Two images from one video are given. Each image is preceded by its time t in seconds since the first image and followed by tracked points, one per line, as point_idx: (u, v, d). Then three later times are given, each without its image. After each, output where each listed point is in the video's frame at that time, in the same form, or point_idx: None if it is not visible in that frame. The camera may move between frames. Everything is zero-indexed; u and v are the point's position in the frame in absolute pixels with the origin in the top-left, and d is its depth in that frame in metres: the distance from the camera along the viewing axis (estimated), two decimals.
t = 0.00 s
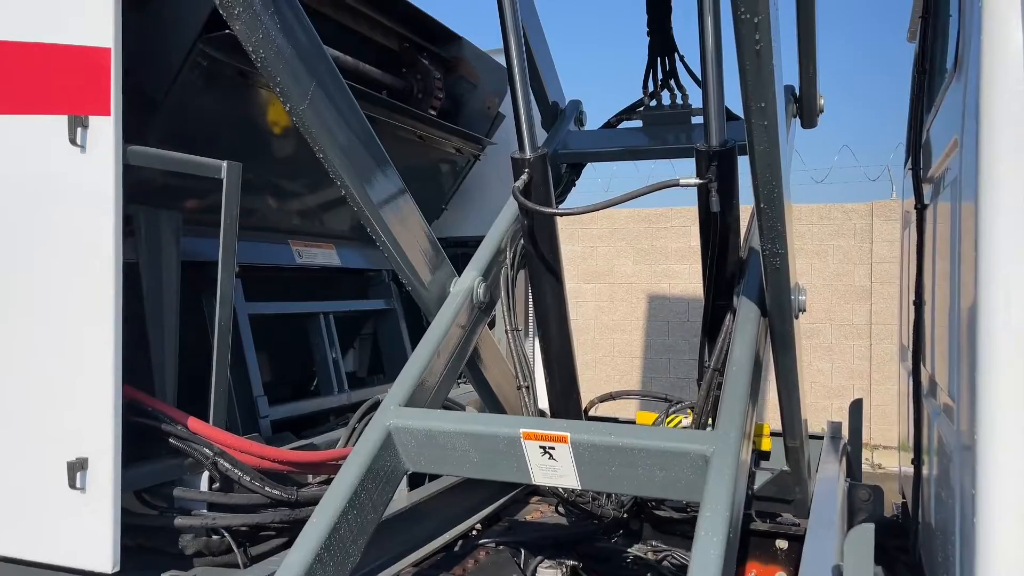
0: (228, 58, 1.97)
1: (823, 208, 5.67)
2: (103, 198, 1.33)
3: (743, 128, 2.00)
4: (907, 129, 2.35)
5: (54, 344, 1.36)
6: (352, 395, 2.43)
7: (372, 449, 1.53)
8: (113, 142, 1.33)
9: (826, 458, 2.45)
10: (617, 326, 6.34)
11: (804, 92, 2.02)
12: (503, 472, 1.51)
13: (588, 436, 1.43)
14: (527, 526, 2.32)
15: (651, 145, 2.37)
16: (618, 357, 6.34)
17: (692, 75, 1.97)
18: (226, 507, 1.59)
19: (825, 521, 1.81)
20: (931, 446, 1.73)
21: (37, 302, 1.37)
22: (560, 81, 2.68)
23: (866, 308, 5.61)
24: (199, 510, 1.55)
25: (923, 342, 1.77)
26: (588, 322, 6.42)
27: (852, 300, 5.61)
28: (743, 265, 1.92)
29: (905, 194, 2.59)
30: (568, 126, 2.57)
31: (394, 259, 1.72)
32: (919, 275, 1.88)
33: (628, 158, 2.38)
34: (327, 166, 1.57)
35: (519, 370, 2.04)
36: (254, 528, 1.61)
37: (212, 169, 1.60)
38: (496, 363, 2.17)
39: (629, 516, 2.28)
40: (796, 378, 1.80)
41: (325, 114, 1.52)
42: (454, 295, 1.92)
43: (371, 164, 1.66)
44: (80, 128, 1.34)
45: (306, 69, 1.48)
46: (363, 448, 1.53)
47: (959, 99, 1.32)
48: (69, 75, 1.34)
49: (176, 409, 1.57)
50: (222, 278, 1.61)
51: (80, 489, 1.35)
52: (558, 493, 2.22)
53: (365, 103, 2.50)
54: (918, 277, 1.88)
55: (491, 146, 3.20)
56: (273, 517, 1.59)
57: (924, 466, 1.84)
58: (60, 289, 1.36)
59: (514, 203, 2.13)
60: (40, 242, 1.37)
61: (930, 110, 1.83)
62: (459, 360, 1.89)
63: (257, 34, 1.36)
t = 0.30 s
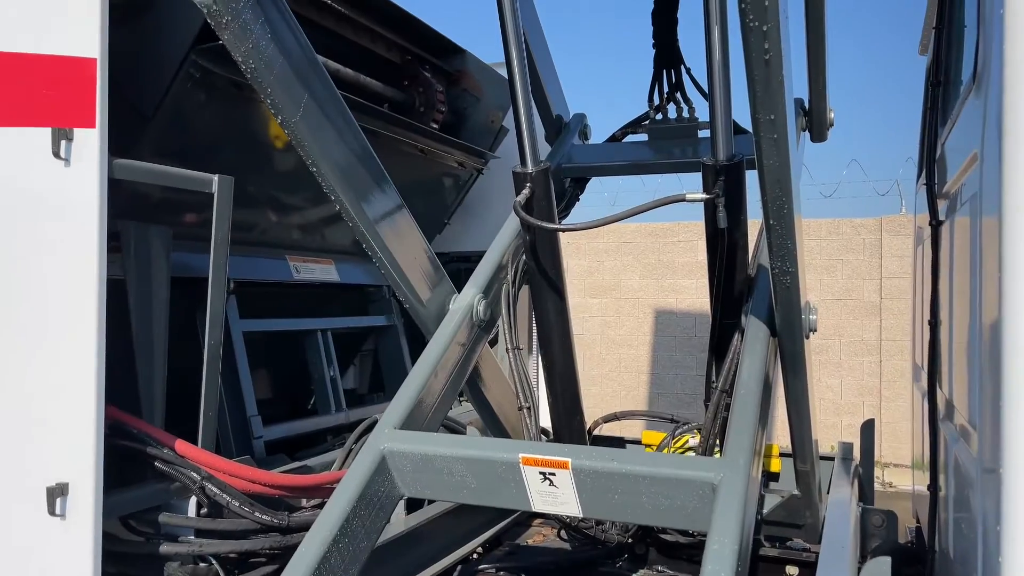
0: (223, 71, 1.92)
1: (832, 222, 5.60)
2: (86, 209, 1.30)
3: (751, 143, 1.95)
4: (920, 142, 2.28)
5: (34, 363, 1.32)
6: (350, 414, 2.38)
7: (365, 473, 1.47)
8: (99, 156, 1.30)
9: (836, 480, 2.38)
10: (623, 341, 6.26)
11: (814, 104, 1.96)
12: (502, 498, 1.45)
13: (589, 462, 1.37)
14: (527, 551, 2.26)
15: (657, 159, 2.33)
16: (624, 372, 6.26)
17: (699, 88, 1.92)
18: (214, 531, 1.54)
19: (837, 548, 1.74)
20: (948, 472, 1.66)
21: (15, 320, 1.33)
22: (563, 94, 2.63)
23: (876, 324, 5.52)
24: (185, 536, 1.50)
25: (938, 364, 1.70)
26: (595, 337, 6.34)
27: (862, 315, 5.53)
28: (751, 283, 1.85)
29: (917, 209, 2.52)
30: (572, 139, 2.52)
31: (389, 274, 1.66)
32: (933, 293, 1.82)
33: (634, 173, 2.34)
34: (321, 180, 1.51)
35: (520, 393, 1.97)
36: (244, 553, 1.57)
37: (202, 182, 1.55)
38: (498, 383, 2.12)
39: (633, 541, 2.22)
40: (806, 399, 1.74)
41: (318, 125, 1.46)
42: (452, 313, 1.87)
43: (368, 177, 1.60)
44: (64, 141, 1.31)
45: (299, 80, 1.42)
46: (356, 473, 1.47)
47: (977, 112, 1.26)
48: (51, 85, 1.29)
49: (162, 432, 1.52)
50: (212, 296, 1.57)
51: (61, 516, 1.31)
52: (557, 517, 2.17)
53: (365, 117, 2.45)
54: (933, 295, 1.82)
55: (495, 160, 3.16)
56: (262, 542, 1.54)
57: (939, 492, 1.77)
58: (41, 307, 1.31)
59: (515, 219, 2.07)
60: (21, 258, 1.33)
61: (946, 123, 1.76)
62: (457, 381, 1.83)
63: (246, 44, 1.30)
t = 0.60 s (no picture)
0: (212, 87, 1.90)
1: (837, 240, 5.54)
2: (65, 227, 1.26)
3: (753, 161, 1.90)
4: (926, 160, 2.24)
5: (8, 386, 1.27)
6: (343, 437, 2.34)
7: (353, 502, 1.42)
8: (81, 175, 1.26)
9: (843, 506, 2.31)
10: (627, 360, 6.20)
11: (818, 121, 1.91)
12: (496, 528, 1.39)
13: (587, 491, 1.31)
14: None
15: (658, 177, 2.29)
16: (628, 392, 6.19)
17: (700, 104, 1.87)
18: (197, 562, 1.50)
19: None
20: (960, 502, 1.60)
21: None
22: (563, 111, 2.59)
23: (882, 344, 5.45)
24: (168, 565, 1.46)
25: (949, 388, 1.65)
26: (598, 356, 6.27)
27: (868, 335, 5.46)
28: (754, 304, 1.80)
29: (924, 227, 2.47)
30: (572, 157, 2.48)
31: (382, 295, 1.61)
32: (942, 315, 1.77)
33: (636, 191, 2.30)
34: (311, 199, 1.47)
35: (516, 416, 1.91)
36: None
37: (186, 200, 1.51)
38: (495, 405, 2.06)
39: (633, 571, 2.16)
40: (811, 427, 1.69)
41: (307, 141, 1.42)
42: (448, 333, 1.81)
43: (362, 196, 1.56)
44: (43, 157, 1.26)
45: (288, 96, 1.39)
46: (344, 501, 1.41)
47: (989, 131, 1.21)
48: (30, 100, 1.25)
49: (144, 456, 1.48)
50: (198, 317, 1.53)
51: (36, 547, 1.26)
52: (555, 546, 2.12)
53: (362, 135, 2.41)
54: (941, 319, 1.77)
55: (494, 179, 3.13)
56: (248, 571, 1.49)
57: (950, 521, 1.71)
58: (18, 330, 1.27)
59: (513, 238, 2.03)
60: None
61: (954, 140, 1.72)
62: (452, 405, 1.77)
63: (231, 58, 1.27)
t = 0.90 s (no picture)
0: (205, 109, 1.87)
1: (839, 264, 5.51)
2: (47, 250, 1.24)
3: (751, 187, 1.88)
4: (928, 184, 2.21)
5: None
6: (336, 464, 2.30)
7: (341, 535, 1.38)
8: (64, 201, 1.25)
9: (847, 537, 2.26)
10: (628, 383, 6.15)
11: (818, 146, 1.89)
12: (486, 563, 1.35)
13: (580, 526, 1.27)
14: None
15: (657, 201, 2.26)
16: (630, 415, 6.14)
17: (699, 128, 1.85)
18: None
19: None
20: (965, 536, 1.55)
21: None
22: (561, 134, 2.58)
23: (885, 368, 5.40)
24: None
25: (953, 419, 1.61)
26: (600, 378, 6.22)
27: (871, 359, 5.41)
28: (753, 331, 1.76)
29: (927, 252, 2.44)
30: (570, 180, 2.46)
31: (373, 319, 1.58)
32: (946, 343, 1.73)
33: (635, 215, 2.28)
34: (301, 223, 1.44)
35: (511, 445, 1.85)
36: None
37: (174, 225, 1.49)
38: (489, 433, 2.02)
39: None
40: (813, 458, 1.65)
41: (296, 165, 1.40)
42: (441, 359, 1.78)
43: (353, 220, 1.53)
44: (26, 180, 1.25)
45: (277, 120, 1.37)
46: (332, 534, 1.37)
47: (991, 158, 1.19)
48: (14, 120, 1.23)
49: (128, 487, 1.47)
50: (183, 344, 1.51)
51: None
52: None
53: (357, 158, 2.39)
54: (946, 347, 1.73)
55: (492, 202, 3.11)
56: None
57: (955, 556, 1.67)
58: None
59: (508, 263, 2.00)
60: None
61: (957, 165, 1.69)
62: (445, 433, 1.73)
63: (218, 80, 1.24)
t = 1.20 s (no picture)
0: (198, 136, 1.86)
1: (837, 290, 5.50)
2: (33, 276, 1.24)
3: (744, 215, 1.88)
4: (924, 212, 2.20)
5: None
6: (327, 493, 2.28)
7: (328, 568, 1.35)
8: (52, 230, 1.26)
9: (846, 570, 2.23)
10: (627, 409, 6.11)
11: (814, 175, 1.89)
12: None
13: (571, 561, 1.24)
14: None
15: (652, 229, 2.25)
16: (628, 441, 6.09)
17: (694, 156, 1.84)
18: None
19: None
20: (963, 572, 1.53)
21: None
22: (557, 161, 2.57)
23: (885, 396, 5.37)
24: None
25: (951, 452, 1.59)
26: (598, 404, 6.18)
27: (870, 387, 5.38)
28: (748, 361, 1.75)
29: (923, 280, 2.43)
30: (566, 207, 2.45)
31: (363, 347, 1.56)
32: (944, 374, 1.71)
33: (629, 243, 2.27)
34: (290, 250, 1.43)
35: (504, 477, 1.81)
36: None
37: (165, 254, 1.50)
38: (482, 462, 2.00)
39: None
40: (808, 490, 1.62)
41: (286, 193, 1.39)
42: (433, 388, 1.76)
43: (344, 248, 1.52)
44: (13, 208, 1.25)
45: (267, 148, 1.36)
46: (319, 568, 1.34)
47: (985, 191, 1.18)
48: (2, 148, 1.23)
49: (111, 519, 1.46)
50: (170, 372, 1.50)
51: None
52: None
53: (350, 184, 2.38)
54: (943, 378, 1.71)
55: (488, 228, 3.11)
56: None
57: None
58: None
59: (502, 291, 1.99)
60: None
61: (951, 195, 1.68)
62: (437, 463, 1.70)
63: (207, 108, 1.24)
